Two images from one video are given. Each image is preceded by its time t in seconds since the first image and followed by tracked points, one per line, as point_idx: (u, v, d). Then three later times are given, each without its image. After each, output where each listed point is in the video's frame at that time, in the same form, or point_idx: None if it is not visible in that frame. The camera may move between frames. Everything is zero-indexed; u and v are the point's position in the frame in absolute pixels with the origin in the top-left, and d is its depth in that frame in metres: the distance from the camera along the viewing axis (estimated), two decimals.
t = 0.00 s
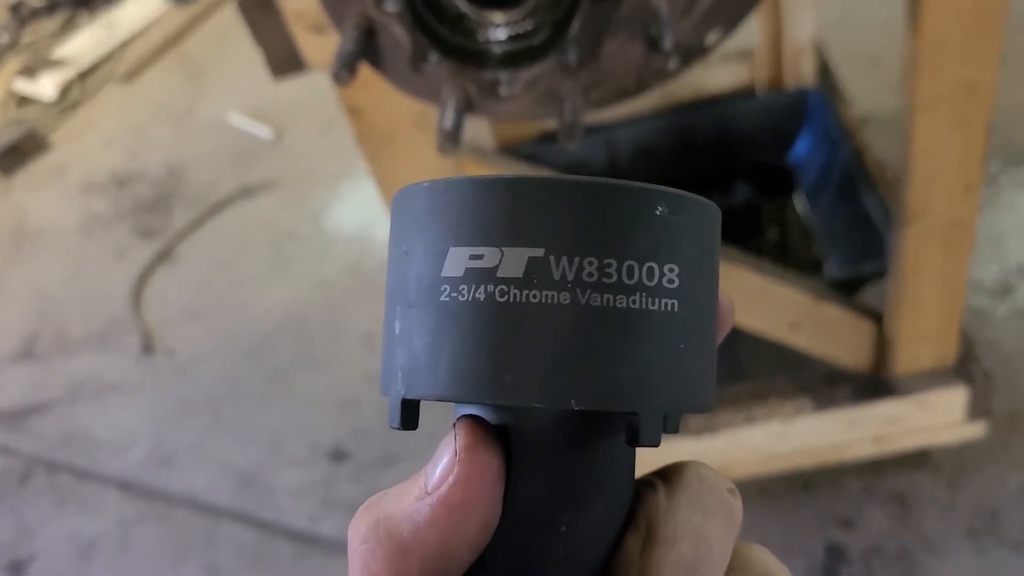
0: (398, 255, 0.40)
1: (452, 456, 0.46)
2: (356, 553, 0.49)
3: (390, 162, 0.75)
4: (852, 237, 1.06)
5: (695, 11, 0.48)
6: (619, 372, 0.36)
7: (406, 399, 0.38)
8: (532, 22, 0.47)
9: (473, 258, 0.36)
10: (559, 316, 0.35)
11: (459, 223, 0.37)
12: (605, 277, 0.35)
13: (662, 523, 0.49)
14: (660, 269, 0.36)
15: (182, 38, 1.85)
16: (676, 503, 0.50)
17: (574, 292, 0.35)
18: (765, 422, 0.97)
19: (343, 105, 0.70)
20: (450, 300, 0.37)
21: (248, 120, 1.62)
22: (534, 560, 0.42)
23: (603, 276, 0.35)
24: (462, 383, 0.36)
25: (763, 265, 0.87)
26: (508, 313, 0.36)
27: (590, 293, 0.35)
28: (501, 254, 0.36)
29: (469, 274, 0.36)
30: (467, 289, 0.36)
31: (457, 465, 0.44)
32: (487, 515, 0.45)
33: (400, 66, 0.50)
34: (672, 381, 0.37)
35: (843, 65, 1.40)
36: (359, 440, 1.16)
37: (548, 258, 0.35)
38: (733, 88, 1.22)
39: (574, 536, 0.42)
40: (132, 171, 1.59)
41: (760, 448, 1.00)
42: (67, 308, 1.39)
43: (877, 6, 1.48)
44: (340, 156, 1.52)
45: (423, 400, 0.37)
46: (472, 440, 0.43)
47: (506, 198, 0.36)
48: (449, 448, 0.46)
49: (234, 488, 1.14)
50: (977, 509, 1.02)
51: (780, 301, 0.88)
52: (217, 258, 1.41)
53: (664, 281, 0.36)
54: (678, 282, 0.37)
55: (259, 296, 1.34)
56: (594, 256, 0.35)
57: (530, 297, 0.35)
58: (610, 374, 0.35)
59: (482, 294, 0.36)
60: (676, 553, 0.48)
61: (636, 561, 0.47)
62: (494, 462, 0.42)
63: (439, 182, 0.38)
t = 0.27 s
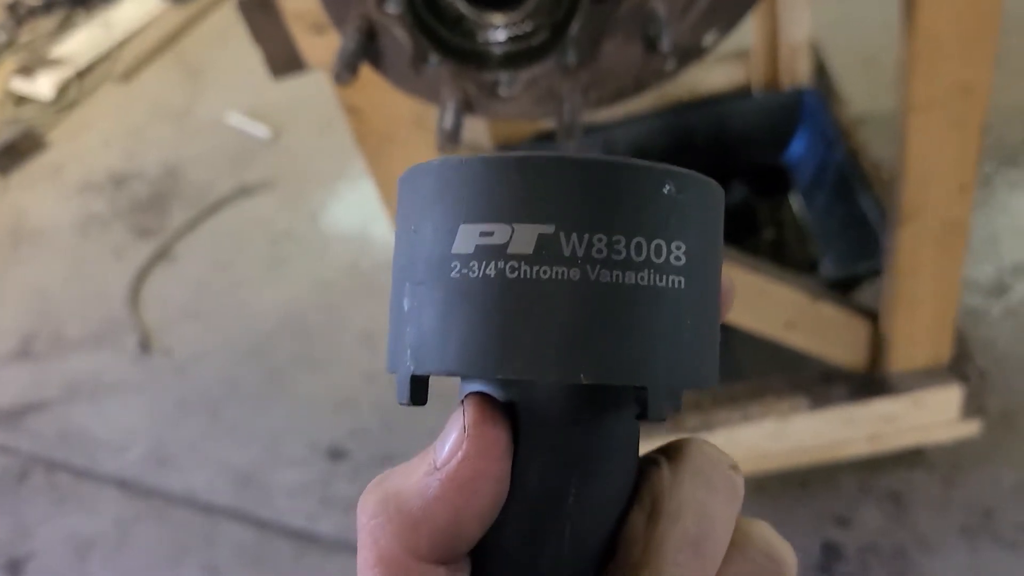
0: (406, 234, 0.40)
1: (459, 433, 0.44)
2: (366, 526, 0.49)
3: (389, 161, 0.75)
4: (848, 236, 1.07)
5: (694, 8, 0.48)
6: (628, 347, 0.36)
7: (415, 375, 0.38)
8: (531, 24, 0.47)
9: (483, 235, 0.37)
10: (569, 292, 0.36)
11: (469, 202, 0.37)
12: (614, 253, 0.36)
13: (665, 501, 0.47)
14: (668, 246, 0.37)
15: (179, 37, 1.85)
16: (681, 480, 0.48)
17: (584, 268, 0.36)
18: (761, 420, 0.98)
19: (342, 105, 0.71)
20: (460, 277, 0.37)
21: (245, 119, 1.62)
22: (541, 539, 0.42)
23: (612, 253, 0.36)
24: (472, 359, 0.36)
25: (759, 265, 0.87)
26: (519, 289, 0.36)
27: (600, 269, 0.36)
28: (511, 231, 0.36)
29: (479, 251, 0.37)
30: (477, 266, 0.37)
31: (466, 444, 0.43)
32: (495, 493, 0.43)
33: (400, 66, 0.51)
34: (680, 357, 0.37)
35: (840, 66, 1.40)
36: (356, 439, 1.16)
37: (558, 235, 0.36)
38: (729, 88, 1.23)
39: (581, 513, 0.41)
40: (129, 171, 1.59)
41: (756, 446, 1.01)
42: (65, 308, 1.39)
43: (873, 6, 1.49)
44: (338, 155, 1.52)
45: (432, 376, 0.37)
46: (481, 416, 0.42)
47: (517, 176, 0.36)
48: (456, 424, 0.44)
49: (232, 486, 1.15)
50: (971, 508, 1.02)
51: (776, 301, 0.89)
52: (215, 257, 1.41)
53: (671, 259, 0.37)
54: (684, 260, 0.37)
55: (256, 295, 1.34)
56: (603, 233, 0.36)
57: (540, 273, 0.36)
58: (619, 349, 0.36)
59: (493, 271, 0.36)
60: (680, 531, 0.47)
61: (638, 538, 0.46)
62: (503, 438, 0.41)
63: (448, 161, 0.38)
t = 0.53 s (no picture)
0: (404, 217, 0.40)
1: (459, 415, 0.43)
2: (369, 510, 0.49)
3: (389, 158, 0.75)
4: (846, 232, 1.07)
5: (693, 6, 0.48)
6: (627, 325, 0.36)
7: (414, 357, 0.38)
8: (531, 19, 0.47)
9: (482, 215, 0.37)
10: (568, 270, 0.36)
11: (468, 183, 0.37)
12: (612, 232, 0.36)
13: (666, 479, 0.47)
14: (666, 224, 0.37)
15: (178, 35, 1.86)
16: (682, 459, 0.48)
17: (583, 247, 0.36)
18: (759, 417, 0.98)
19: (342, 101, 0.71)
20: (459, 258, 0.37)
21: (244, 118, 1.62)
22: (543, 521, 0.42)
23: (610, 232, 0.36)
24: (472, 339, 0.36)
25: (757, 263, 0.87)
26: (518, 268, 0.36)
27: (599, 247, 0.36)
28: (510, 211, 0.36)
29: (478, 231, 0.37)
30: (476, 246, 0.37)
31: (465, 426, 0.42)
32: (496, 477, 0.43)
33: (401, 61, 0.51)
34: (680, 335, 0.38)
35: (838, 64, 1.40)
36: (356, 437, 1.16)
37: (557, 214, 0.36)
38: (727, 87, 1.23)
39: (583, 491, 0.41)
40: (128, 169, 1.59)
41: (755, 443, 1.01)
42: (64, 305, 1.39)
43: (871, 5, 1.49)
44: (336, 153, 1.52)
45: (432, 357, 0.38)
46: (481, 397, 0.42)
47: (515, 156, 0.37)
48: (456, 406, 0.44)
49: (231, 484, 1.15)
50: (969, 504, 1.03)
51: (775, 298, 0.88)
52: (213, 255, 1.41)
53: (669, 237, 0.37)
54: (683, 239, 0.38)
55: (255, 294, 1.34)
56: (602, 212, 0.36)
57: (539, 252, 0.36)
58: (617, 327, 0.36)
59: (492, 251, 0.36)
60: (680, 510, 0.47)
61: (641, 514, 0.46)
62: (504, 419, 0.41)
63: (446, 144, 0.38)
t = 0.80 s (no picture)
0: (411, 227, 0.40)
1: (471, 425, 0.42)
2: (377, 519, 0.47)
3: (388, 155, 0.75)
4: (846, 231, 1.07)
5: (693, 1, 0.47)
6: (636, 335, 0.36)
7: (423, 367, 0.38)
8: (530, 13, 0.49)
9: (490, 226, 0.37)
10: (578, 281, 0.36)
11: (476, 193, 0.37)
12: (620, 242, 0.36)
13: (672, 487, 0.47)
14: (673, 234, 0.37)
15: (177, 32, 1.85)
16: (688, 468, 0.48)
17: (592, 257, 0.36)
18: (758, 414, 0.98)
19: (341, 98, 0.71)
20: (468, 268, 0.37)
21: (244, 115, 1.62)
22: (553, 529, 0.41)
23: (619, 241, 0.36)
24: (481, 349, 0.36)
25: (756, 260, 0.87)
26: (528, 279, 0.36)
27: (607, 257, 0.36)
28: (519, 222, 0.36)
29: (487, 241, 0.37)
30: (485, 257, 0.37)
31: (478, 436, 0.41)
32: (506, 487, 0.42)
33: (400, 55, 0.51)
34: (687, 344, 0.38)
35: (838, 62, 1.40)
36: (355, 434, 1.16)
37: (565, 224, 0.36)
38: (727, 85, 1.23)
39: (592, 499, 0.41)
40: (127, 166, 1.59)
41: (754, 440, 1.01)
42: (64, 302, 1.39)
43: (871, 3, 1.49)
44: (335, 150, 1.52)
45: (442, 367, 0.38)
46: (492, 408, 0.41)
47: (523, 166, 0.36)
48: (467, 416, 0.42)
49: (231, 482, 1.15)
50: (967, 502, 1.03)
51: (774, 295, 0.88)
52: (212, 253, 1.41)
53: (676, 246, 0.37)
54: (689, 247, 0.38)
55: (254, 291, 1.34)
56: (610, 222, 0.36)
57: (549, 262, 0.36)
58: (627, 337, 0.36)
59: (501, 261, 0.36)
60: (688, 518, 0.47)
61: (652, 523, 0.46)
62: (515, 429, 0.41)
63: (452, 154, 0.38)
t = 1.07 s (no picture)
0: (406, 222, 0.39)
1: (466, 421, 0.42)
2: (373, 518, 0.46)
3: (388, 152, 0.75)
4: (846, 229, 1.07)
5: None
6: (634, 328, 0.36)
7: (419, 363, 0.38)
8: (532, 7, 0.49)
9: (486, 219, 0.36)
10: (575, 274, 0.36)
11: (471, 186, 0.37)
12: (617, 235, 0.36)
13: (671, 482, 0.47)
14: (670, 226, 0.37)
15: (176, 31, 1.85)
16: (687, 465, 0.48)
17: (588, 250, 0.36)
18: (758, 414, 0.98)
19: (340, 95, 0.70)
20: (464, 262, 0.37)
21: (243, 114, 1.62)
22: (552, 526, 0.41)
23: (616, 234, 0.36)
24: (479, 343, 0.36)
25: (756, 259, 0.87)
26: (525, 272, 0.36)
27: (604, 250, 0.36)
28: (515, 215, 0.36)
29: (483, 235, 0.36)
30: (481, 250, 0.36)
31: (474, 431, 0.41)
32: (503, 485, 0.42)
33: (401, 49, 0.51)
34: (685, 337, 0.37)
35: (838, 62, 1.40)
36: (353, 433, 1.16)
37: (562, 217, 0.36)
38: (726, 83, 1.23)
39: (591, 494, 0.41)
40: (125, 164, 1.58)
41: (753, 440, 1.01)
42: (63, 300, 1.39)
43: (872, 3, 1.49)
44: (334, 149, 1.51)
45: (439, 362, 0.37)
46: (488, 403, 0.41)
47: (519, 159, 0.36)
48: (463, 412, 0.42)
49: (228, 480, 1.14)
50: (967, 502, 1.02)
51: (774, 294, 0.88)
52: (210, 251, 1.41)
53: (673, 239, 0.37)
54: (686, 241, 0.38)
55: (252, 290, 1.34)
56: (607, 215, 0.36)
57: (546, 255, 0.36)
58: (624, 330, 0.36)
59: (498, 255, 0.36)
60: (688, 515, 0.46)
61: (650, 520, 0.45)
62: (512, 425, 0.41)
63: (447, 148, 0.38)
